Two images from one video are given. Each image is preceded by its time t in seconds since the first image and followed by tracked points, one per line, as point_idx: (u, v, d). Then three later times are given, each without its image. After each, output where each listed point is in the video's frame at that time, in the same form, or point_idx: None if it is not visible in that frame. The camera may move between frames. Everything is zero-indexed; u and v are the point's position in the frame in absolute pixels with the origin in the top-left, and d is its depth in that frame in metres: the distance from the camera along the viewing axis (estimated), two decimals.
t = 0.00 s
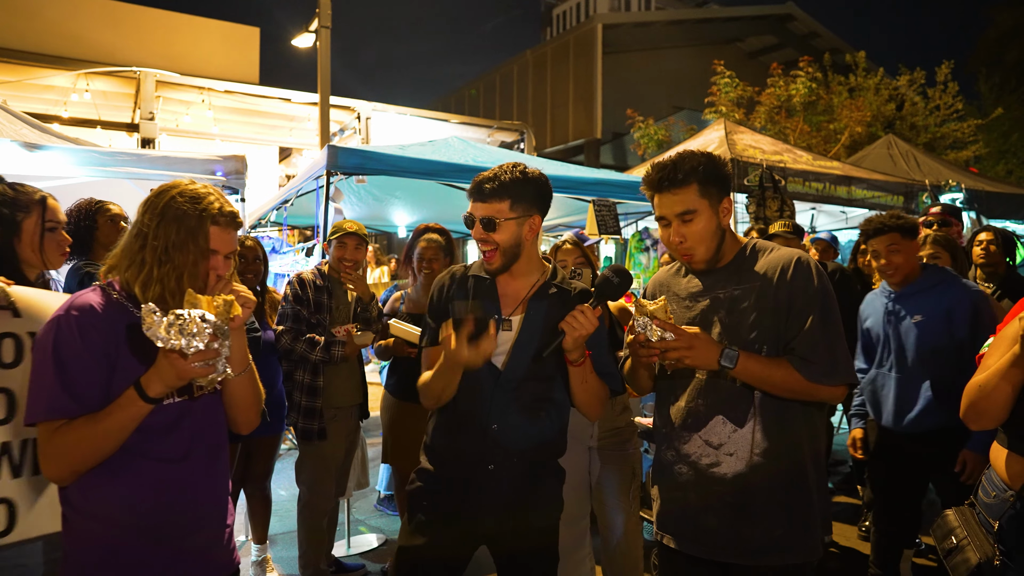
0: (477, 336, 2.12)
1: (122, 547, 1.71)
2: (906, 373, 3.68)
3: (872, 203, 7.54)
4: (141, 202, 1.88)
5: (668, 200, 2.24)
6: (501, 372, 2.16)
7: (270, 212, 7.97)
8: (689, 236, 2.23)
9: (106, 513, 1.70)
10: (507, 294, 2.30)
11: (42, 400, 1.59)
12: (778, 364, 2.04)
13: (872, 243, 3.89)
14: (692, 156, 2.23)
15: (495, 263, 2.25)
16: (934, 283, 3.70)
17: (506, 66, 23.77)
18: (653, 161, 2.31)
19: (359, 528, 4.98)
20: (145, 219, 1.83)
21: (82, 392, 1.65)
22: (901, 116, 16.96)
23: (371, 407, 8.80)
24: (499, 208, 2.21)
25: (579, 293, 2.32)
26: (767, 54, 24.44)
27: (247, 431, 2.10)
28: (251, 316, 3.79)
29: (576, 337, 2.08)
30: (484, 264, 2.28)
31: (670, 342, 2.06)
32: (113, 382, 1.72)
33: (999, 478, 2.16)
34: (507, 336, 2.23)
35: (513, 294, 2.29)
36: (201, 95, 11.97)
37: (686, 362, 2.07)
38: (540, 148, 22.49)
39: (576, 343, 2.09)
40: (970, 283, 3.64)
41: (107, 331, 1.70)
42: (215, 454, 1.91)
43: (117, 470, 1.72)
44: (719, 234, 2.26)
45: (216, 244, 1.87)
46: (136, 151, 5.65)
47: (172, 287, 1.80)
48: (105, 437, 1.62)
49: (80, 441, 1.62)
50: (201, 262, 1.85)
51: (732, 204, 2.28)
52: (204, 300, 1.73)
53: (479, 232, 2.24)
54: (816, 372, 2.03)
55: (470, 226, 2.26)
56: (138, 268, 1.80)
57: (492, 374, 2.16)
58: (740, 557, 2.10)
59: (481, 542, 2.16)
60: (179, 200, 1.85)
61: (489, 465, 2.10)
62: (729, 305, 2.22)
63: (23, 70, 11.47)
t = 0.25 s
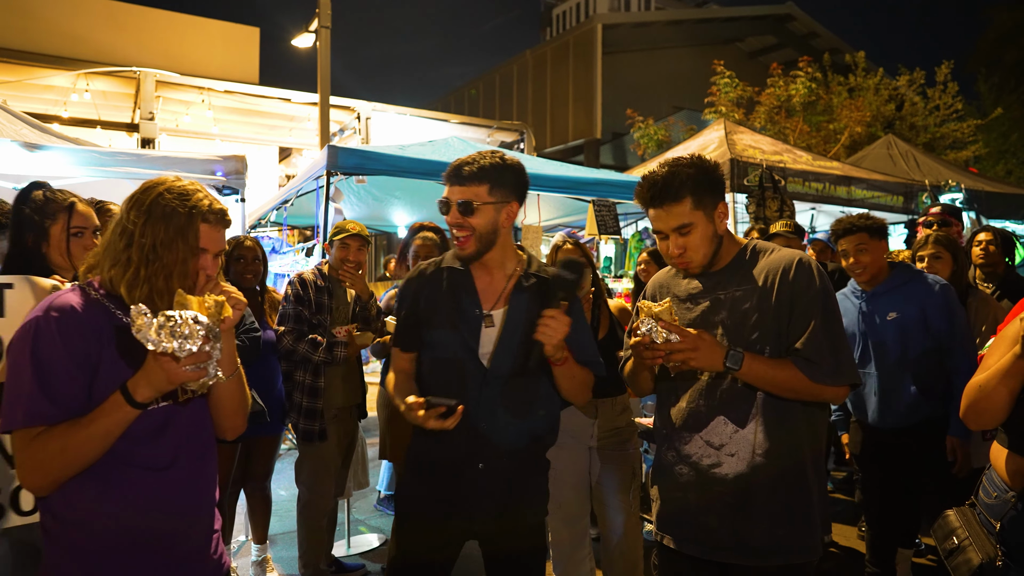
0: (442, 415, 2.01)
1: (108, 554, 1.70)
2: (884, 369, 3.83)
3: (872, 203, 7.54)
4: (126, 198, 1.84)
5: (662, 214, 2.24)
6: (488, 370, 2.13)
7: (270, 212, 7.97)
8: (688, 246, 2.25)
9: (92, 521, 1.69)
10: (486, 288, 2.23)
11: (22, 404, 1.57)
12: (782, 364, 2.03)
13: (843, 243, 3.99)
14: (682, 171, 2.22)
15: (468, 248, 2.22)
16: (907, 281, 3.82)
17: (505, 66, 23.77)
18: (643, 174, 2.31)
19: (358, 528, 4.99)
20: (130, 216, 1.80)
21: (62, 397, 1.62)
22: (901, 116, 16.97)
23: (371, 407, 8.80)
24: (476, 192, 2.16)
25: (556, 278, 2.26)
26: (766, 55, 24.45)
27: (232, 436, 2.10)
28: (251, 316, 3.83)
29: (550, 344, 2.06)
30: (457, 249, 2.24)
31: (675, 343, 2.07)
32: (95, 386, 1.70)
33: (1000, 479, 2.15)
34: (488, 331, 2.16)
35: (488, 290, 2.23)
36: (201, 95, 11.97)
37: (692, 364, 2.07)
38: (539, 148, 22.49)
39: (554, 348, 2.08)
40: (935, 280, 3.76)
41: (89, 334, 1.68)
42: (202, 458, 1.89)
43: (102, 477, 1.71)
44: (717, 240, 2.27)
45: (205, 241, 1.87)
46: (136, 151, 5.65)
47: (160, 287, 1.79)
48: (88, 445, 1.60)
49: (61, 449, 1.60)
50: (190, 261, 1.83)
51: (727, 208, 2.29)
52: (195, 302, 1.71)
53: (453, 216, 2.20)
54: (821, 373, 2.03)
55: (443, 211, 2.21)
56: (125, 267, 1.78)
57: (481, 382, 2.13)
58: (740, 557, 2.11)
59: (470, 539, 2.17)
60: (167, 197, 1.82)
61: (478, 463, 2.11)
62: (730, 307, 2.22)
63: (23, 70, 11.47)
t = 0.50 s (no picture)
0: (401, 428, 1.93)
1: (102, 562, 1.69)
2: (876, 374, 3.82)
3: (871, 203, 7.55)
4: (118, 193, 1.84)
5: (668, 205, 2.24)
6: (443, 364, 2.03)
7: (270, 212, 7.97)
8: (690, 239, 2.24)
9: (86, 528, 1.68)
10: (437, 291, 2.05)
11: (10, 411, 1.56)
12: (783, 364, 2.04)
13: (833, 242, 4.07)
14: (690, 162, 2.22)
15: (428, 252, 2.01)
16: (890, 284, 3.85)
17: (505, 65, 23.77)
18: (650, 166, 2.30)
19: (359, 528, 4.99)
20: (125, 211, 1.79)
21: (53, 403, 1.62)
22: (900, 116, 16.98)
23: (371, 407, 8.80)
24: (434, 193, 1.95)
25: (506, 272, 2.15)
26: (766, 55, 24.46)
27: (223, 439, 2.11)
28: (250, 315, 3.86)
29: (453, 342, 1.90)
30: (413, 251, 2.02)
31: (677, 338, 2.08)
32: (86, 390, 1.70)
33: (999, 479, 2.16)
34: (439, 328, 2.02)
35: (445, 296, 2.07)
36: (201, 95, 11.97)
37: (692, 359, 2.08)
38: (539, 149, 22.49)
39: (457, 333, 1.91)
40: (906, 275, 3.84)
41: (79, 339, 1.67)
42: (196, 461, 1.89)
43: (95, 485, 1.70)
44: (721, 234, 2.27)
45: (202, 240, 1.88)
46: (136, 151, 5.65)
47: (157, 285, 1.79)
48: (80, 454, 1.59)
49: (51, 458, 1.58)
50: (187, 259, 1.85)
51: (733, 205, 2.28)
52: (196, 310, 1.73)
53: (409, 220, 1.97)
54: (822, 374, 2.03)
55: (399, 214, 1.98)
56: (121, 267, 1.78)
57: (435, 381, 2.03)
58: (741, 557, 2.11)
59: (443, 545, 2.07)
60: (162, 194, 1.82)
61: (441, 467, 2.01)
62: (731, 306, 2.23)
63: (22, 70, 11.46)
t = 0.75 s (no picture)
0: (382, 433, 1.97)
1: (104, 562, 1.70)
2: (873, 372, 3.82)
3: (871, 204, 7.55)
4: (107, 200, 1.85)
5: (670, 210, 2.25)
6: (414, 373, 2.15)
7: (270, 212, 7.96)
8: (693, 243, 2.25)
9: (85, 531, 1.69)
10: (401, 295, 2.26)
11: (5, 423, 1.58)
12: (785, 366, 2.04)
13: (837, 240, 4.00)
14: (691, 167, 2.22)
15: (392, 260, 2.22)
16: (887, 284, 3.87)
17: (505, 65, 23.77)
18: (651, 170, 2.32)
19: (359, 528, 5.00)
20: (113, 220, 1.81)
21: (47, 414, 1.64)
22: (900, 116, 16.99)
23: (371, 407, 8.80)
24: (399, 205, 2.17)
25: (466, 274, 2.34)
26: (766, 55, 24.46)
27: (223, 439, 2.11)
28: (250, 315, 3.89)
29: (421, 355, 2.06)
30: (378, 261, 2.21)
31: (678, 339, 2.08)
32: (81, 398, 1.71)
33: (1000, 479, 2.17)
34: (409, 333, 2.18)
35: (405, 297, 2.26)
36: (200, 95, 11.97)
37: (692, 361, 2.09)
38: (538, 149, 22.50)
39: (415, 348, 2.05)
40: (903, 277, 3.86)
41: (72, 348, 1.69)
42: (197, 461, 1.89)
43: (91, 490, 1.71)
44: (723, 236, 2.27)
45: (192, 248, 1.87)
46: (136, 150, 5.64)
47: (143, 296, 1.79)
48: (73, 464, 1.60)
49: (46, 467, 1.60)
50: (178, 268, 1.85)
51: (735, 207, 2.29)
52: (188, 321, 1.73)
53: (375, 233, 2.18)
54: (823, 375, 2.04)
55: (363, 226, 2.18)
56: (108, 277, 1.78)
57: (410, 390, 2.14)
58: (742, 557, 2.11)
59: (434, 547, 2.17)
60: (149, 201, 1.82)
61: (422, 473, 2.12)
62: (732, 307, 2.23)
63: (22, 70, 11.46)
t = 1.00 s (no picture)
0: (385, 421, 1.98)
1: (115, 556, 1.73)
2: (872, 372, 3.83)
3: (870, 204, 7.56)
4: (95, 208, 1.88)
5: (673, 202, 2.25)
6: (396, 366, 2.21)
7: (269, 212, 7.96)
8: (695, 237, 2.25)
9: (95, 527, 1.72)
10: (382, 292, 2.33)
11: (10, 427, 1.62)
12: (782, 367, 2.04)
13: (837, 236, 4.06)
14: (697, 159, 2.24)
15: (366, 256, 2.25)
16: (889, 283, 3.87)
17: (505, 65, 23.77)
18: (655, 165, 2.32)
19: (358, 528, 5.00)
20: (98, 229, 1.82)
21: (52, 419, 1.67)
22: (899, 116, 17.00)
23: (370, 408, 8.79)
24: (367, 200, 2.20)
25: (445, 268, 2.40)
26: (765, 55, 24.47)
27: (233, 434, 2.12)
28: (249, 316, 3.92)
29: (395, 350, 2.08)
30: (353, 257, 2.26)
31: (676, 340, 2.08)
32: (84, 401, 1.74)
33: (996, 479, 2.17)
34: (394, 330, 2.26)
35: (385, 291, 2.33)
36: (199, 95, 11.97)
37: (691, 361, 2.09)
38: (538, 149, 22.50)
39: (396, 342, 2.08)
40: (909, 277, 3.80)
41: (74, 352, 1.72)
42: (203, 458, 1.92)
43: (99, 488, 1.73)
44: (725, 233, 2.27)
45: (177, 250, 1.86)
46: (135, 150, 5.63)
47: (125, 303, 1.77)
48: (80, 465, 1.64)
49: (53, 468, 1.64)
50: (161, 273, 1.84)
51: (738, 204, 2.29)
52: (189, 335, 1.71)
53: (346, 228, 2.22)
54: (823, 375, 2.04)
55: (335, 222, 2.23)
56: (92, 283, 1.78)
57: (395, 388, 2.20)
58: (740, 556, 2.11)
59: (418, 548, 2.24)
60: (130, 206, 1.82)
61: (410, 470, 2.19)
62: (731, 306, 2.23)
63: (21, 70, 11.46)
